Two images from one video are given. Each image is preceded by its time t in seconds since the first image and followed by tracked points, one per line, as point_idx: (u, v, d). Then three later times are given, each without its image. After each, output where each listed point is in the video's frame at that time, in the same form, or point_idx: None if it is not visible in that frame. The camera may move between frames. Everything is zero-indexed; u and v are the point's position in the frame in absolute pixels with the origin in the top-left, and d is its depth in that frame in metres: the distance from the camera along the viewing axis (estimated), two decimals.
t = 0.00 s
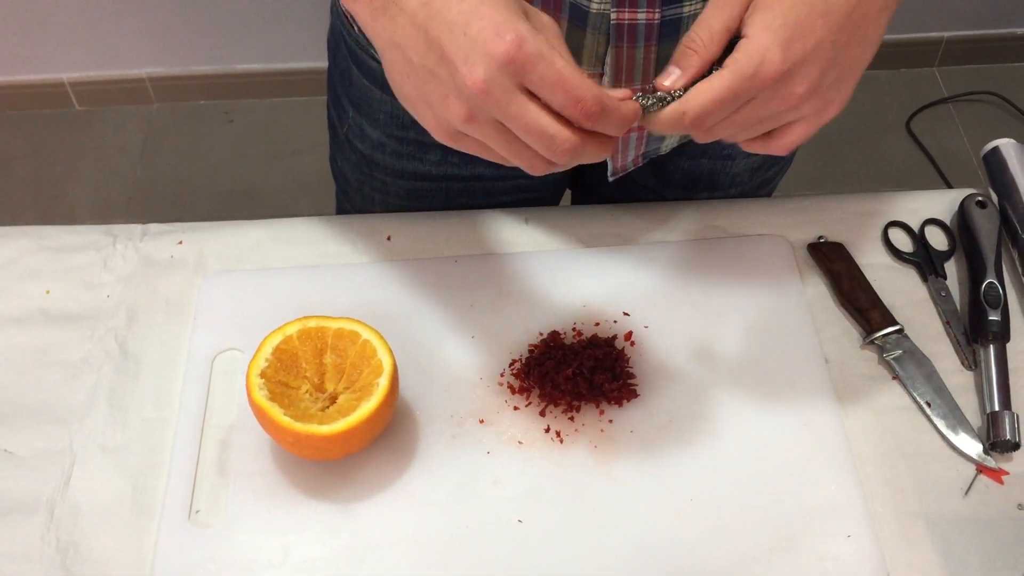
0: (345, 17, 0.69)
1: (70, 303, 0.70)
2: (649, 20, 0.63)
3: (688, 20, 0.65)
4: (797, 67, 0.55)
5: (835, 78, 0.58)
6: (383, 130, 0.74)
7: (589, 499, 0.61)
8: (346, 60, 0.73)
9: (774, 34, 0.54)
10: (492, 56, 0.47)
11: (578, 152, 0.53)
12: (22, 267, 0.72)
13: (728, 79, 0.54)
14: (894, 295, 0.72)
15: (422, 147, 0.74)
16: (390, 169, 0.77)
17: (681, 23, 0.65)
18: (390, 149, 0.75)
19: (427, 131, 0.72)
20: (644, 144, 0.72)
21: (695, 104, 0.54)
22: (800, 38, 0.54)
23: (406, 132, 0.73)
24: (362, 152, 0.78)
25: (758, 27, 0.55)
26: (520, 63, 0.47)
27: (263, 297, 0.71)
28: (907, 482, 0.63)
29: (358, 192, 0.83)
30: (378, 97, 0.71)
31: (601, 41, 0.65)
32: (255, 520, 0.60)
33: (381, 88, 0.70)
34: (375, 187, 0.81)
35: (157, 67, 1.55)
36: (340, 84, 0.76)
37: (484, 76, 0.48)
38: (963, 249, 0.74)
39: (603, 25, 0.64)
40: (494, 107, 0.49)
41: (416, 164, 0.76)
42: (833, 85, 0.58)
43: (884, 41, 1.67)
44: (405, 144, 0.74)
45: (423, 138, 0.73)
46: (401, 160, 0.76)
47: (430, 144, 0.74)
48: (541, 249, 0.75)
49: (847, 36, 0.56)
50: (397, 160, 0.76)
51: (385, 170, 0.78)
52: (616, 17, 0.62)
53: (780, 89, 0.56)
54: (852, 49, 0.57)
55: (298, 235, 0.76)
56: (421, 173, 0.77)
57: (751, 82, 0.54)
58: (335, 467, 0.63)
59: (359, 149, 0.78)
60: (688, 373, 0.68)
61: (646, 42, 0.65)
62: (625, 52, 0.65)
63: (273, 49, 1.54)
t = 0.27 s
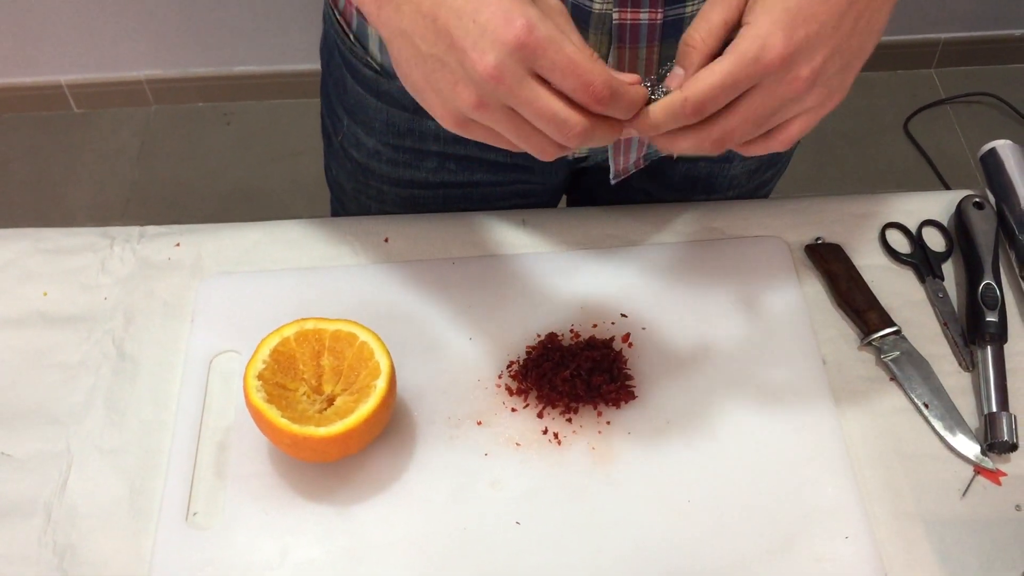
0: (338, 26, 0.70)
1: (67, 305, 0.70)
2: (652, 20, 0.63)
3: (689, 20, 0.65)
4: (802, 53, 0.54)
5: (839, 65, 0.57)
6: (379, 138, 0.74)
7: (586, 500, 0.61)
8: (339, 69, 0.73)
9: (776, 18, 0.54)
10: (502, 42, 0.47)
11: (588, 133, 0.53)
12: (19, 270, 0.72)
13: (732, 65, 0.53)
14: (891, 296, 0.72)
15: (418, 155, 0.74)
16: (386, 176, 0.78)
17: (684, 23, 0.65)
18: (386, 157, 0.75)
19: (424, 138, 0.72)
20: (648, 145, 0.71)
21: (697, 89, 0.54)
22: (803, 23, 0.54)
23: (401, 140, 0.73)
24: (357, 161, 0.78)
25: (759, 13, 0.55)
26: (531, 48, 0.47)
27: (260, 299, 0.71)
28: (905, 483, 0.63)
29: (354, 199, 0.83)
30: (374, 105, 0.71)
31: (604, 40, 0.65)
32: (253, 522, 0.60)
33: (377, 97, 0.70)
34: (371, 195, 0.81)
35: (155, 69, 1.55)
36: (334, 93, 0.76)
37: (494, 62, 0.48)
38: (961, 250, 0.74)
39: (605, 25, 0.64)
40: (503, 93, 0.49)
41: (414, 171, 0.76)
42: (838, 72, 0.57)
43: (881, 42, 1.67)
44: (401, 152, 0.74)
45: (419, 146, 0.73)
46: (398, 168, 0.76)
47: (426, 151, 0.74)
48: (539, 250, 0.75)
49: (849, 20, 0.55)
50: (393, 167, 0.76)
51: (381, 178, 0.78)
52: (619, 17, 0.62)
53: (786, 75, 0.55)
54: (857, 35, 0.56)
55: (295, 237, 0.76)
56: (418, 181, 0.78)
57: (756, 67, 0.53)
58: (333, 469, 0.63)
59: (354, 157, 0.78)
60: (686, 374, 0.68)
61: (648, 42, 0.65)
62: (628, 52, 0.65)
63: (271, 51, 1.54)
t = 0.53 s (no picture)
0: (324, 25, 0.70)
1: (67, 305, 0.70)
2: (638, 17, 0.63)
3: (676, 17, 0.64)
4: (785, 52, 0.54)
5: (821, 61, 0.57)
6: (365, 137, 0.74)
7: (586, 500, 0.61)
8: (325, 68, 0.73)
9: (756, 22, 0.53)
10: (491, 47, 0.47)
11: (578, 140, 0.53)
12: (19, 270, 0.72)
13: (718, 76, 0.53)
14: (890, 295, 0.72)
15: (405, 154, 0.74)
16: (373, 176, 0.77)
17: (670, 20, 0.65)
18: (372, 156, 0.75)
19: (409, 137, 0.72)
20: (635, 144, 0.71)
21: (688, 107, 0.54)
22: (781, 24, 0.54)
23: (387, 139, 0.73)
24: (344, 160, 0.78)
25: (736, 18, 0.54)
26: (520, 53, 0.47)
27: (260, 299, 0.71)
28: (904, 482, 0.63)
29: (341, 197, 0.83)
30: (358, 104, 0.71)
31: (591, 39, 0.65)
32: (252, 522, 0.60)
33: (361, 95, 0.70)
34: (358, 195, 0.81)
35: (154, 70, 1.55)
36: (320, 92, 0.76)
37: (482, 66, 0.47)
38: (960, 249, 0.74)
39: (591, 23, 0.64)
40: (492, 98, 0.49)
41: (401, 171, 0.76)
42: (820, 68, 0.58)
43: (880, 42, 1.67)
44: (387, 152, 0.74)
45: (405, 145, 0.73)
46: (383, 167, 0.76)
47: (412, 150, 0.74)
48: (538, 250, 0.75)
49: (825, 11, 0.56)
50: (380, 167, 0.76)
51: (368, 178, 0.78)
52: (604, 14, 0.63)
53: (772, 78, 0.55)
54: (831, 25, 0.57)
55: (295, 237, 0.76)
56: (405, 180, 0.77)
57: (741, 73, 0.53)
58: (332, 468, 0.63)
59: (341, 157, 0.78)
60: (685, 373, 0.68)
61: (635, 40, 0.65)
62: (614, 49, 0.66)
63: (271, 52, 1.54)
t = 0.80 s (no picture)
0: (295, 20, 0.69)
1: (69, 304, 0.70)
2: (611, 11, 0.62)
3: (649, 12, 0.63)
4: (756, 35, 0.53)
5: (794, 42, 0.56)
6: (338, 133, 0.73)
7: (587, 498, 0.61)
8: (297, 64, 0.73)
9: (724, 6, 0.52)
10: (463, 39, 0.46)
11: (552, 131, 0.52)
12: (22, 269, 0.72)
13: (689, 62, 0.52)
14: (892, 294, 0.73)
15: (379, 150, 0.74)
16: (348, 172, 0.78)
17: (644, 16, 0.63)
18: (346, 153, 0.75)
19: (383, 133, 0.72)
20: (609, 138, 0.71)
21: (658, 98, 0.54)
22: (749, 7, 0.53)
23: (360, 135, 0.73)
24: (318, 156, 0.78)
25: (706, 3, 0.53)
26: (491, 46, 0.46)
27: (261, 298, 0.71)
28: (905, 481, 0.63)
29: (321, 195, 0.83)
30: (331, 101, 0.71)
31: (564, 32, 0.64)
32: (254, 520, 0.60)
33: (332, 92, 0.70)
34: (334, 191, 0.81)
35: (157, 71, 1.55)
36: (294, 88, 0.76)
37: (452, 59, 0.47)
38: (961, 248, 0.74)
39: (565, 16, 0.62)
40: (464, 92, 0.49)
41: (375, 167, 0.76)
42: (795, 54, 0.56)
43: (882, 43, 1.67)
44: (360, 148, 0.74)
45: (378, 141, 0.73)
46: (359, 164, 0.76)
47: (385, 145, 0.74)
48: (540, 249, 0.75)
49: None
50: (354, 163, 0.76)
51: (343, 174, 0.78)
52: (577, 7, 0.61)
53: (744, 63, 0.53)
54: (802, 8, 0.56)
55: (296, 236, 0.76)
56: (380, 176, 0.77)
57: (712, 59, 0.52)
58: (334, 465, 0.63)
59: (316, 152, 0.78)
60: (686, 372, 0.68)
61: (609, 34, 0.64)
62: (588, 43, 0.64)
63: (273, 53, 1.54)
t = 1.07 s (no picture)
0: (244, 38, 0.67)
1: (74, 304, 0.71)
2: (561, 10, 0.61)
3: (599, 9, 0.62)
4: (706, 18, 0.52)
5: (744, 30, 0.54)
6: (300, 149, 0.72)
7: (589, 499, 0.61)
8: (250, 81, 0.71)
9: None
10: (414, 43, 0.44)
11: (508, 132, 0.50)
12: (27, 270, 0.72)
13: (636, 45, 0.51)
14: (894, 297, 0.73)
15: (342, 161, 0.73)
16: (314, 183, 0.77)
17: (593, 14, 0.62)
18: (310, 166, 0.74)
19: (344, 145, 0.71)
20: (566, 142, 0.71)
21: (603, 82, 0.52)
22: None
23: (322, 148, 0.72)
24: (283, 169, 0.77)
25: None
26: (442, 49, 0.44)
27: (265, 299, 0.71)
28: (906, 483, 0.63)
29: (294, 205, 0.82)
30: (288, 117, 0.69)
31: (516, 31, 0.62)
32: (257, 519, 0.60)
33: (289, 109, 0.68)
34: (304, 200, 0.80)
35: (161, 74, 1.56)
36: (251, 105, 0.74)
37: (405, 64, 0.44)
38: (963, 251, 0.74)
39: (516, 16, 0.61)
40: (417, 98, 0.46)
41: (340, 176, 0.75)
42: (744, 38, 0.55)
43: (885, 46, 1.67)
44: (323, 160, 0.73)
45: (340, 153, 0.72)
46: (324, 175, 0.75)
47: (348, 156, 0.72)
48: (543, 251, 0.75)
49: None
50: (320, 174, 0.75)
51: (311, 185, 0.77)
52: (527, 6, 0.60)
53: (693, 46, 0.52)
54: None
55: (300, 238, 0.76)
56: (347, 184, 0.77)
57: (659, 41, 0.51)
58: (337, 465, 0.63)
59: (282, 166, 0.76)
60: (688, 373, 0.68)
61: (559, 33, 0.63)
62: (539, 43, 0.63)
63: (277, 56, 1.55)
